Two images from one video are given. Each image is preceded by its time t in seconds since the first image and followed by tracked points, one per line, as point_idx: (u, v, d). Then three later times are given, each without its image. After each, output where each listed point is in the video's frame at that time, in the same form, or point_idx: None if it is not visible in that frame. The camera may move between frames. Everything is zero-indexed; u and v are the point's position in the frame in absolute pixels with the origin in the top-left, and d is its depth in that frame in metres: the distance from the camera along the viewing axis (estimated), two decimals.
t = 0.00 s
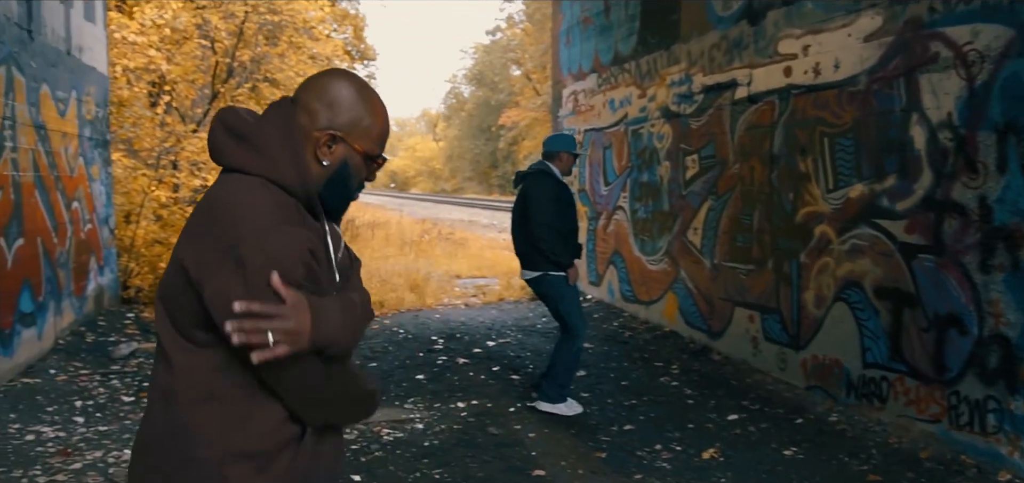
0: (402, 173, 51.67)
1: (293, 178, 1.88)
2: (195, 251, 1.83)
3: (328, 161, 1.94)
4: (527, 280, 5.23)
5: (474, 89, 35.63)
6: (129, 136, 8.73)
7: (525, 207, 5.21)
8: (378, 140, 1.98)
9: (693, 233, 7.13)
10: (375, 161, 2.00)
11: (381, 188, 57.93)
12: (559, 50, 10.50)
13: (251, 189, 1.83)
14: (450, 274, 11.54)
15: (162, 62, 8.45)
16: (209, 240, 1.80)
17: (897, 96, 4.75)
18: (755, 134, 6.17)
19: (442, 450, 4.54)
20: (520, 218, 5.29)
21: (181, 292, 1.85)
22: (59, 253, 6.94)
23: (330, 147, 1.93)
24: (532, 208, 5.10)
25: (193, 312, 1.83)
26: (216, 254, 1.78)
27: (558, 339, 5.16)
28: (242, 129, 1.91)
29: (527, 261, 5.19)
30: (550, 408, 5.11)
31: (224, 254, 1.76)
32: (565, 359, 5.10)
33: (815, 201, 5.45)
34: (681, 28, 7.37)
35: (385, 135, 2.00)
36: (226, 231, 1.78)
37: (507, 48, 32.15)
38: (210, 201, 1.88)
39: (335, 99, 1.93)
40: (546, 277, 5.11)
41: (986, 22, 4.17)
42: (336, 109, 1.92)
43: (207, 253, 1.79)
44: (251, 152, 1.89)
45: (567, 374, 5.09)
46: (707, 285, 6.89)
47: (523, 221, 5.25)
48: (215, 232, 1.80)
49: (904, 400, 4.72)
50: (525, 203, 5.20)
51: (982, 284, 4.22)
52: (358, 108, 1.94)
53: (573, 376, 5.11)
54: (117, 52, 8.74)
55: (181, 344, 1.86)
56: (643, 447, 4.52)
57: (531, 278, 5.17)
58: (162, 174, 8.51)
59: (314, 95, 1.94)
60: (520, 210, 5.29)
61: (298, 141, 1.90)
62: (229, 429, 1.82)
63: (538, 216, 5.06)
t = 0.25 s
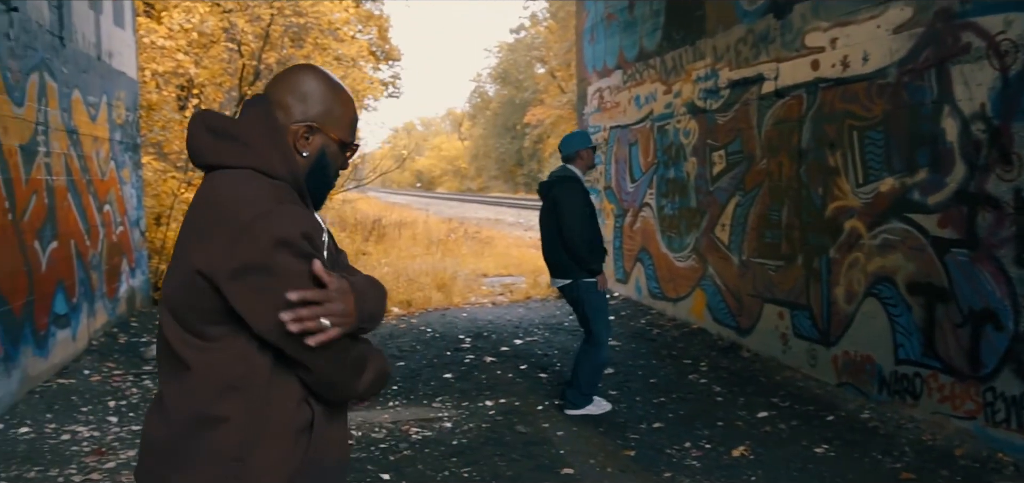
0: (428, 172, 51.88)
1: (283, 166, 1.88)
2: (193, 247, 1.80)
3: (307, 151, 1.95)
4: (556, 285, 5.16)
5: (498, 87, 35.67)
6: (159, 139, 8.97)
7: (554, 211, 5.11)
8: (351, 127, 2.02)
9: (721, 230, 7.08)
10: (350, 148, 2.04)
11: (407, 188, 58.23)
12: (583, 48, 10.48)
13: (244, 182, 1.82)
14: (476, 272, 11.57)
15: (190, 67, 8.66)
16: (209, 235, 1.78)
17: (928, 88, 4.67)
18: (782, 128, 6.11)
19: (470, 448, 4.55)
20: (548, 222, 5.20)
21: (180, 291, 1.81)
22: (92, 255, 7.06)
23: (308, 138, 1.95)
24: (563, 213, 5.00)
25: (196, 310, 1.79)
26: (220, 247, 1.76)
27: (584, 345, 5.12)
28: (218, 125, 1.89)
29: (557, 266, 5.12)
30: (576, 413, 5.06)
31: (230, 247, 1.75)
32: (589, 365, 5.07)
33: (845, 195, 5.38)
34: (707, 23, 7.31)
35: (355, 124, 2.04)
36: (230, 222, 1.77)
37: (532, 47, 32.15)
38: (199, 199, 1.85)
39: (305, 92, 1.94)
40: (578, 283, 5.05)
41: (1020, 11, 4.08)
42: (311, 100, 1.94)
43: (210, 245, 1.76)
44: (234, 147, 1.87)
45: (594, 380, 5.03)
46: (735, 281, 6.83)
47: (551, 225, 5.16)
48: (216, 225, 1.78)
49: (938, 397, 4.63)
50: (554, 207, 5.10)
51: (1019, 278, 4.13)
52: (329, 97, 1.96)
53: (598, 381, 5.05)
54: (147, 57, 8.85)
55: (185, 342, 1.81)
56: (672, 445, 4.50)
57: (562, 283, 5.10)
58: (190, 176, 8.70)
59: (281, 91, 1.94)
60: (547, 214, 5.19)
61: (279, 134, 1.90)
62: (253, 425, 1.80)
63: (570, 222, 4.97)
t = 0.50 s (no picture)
0: (455, 169, 52.00)
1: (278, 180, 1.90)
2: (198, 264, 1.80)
3: (297, 161, 1.97)
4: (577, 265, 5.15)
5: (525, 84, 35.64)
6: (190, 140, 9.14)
7: (582, 188, 5.11)
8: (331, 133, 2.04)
9: (749, 225, 7.01)
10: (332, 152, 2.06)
11: (435, 186, 58.45)
12: (609, 43, 10.43)
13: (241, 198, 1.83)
14: (504, 269, 11.59)
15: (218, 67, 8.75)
16: (215, 251, 1.79)
17: (961, 79, 4.59)
18: (812, 122, 6.03)
19: (498, 445, 4.56)
20: (574, 200, 5.20)
21: (188, 308, 1.82)
22: (125, 255, 7.19)
23: (297, 147, 1.96)
24: (592, 189, 4.99)
25: (207, 325, 1.81)
26: (229, 265, 1.77)
27: (599, 327, 5.13)
28: (207, 146, 1.90)
29: (580, 245, 5.11)
30: (604, 403, 5.13)
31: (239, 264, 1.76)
32: (609, 350, 5.11)
33: (876, 189, 5.30)
34: (734, 16, 7.24)
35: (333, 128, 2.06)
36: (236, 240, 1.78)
37: (558, 43, 32.11)
38: (197, 216, 1.85)
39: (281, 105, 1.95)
40: (600, 263, 5.04)
41: None
42: (289, 110, 1.95)
43: (218, 265, 1.78)
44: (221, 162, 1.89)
45: (618, 367, 5.11)
46: (764, 277, 6.76)
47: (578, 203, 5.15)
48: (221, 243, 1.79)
49: (973, 394, 4.55)
50: (582, 184, 5.10)
51: None
52: (312, 107, 1.99)
53: (622, 368, 5.12)
54: (177, 58, 9.08)
55: (195, 361, 1.82)
56: (701, 442, 4.47)
57: (583, 262, 5.09)
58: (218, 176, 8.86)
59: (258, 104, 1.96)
60: (575, 193, 5.19)
61: (265, 146, 1.92)
62: (273, 434, 1.83)
63: (598, 198, 4.97)
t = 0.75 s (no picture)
0: (488, 169, 52.10)
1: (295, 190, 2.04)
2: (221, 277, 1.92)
3: (299, 176, 2.15)
4: (602, 262, 5.11)
5: (557, 84, 35.59)
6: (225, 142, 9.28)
7: (611, 183, 5.09)
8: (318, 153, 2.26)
9: (783, 224, 6.92)
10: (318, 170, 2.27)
11: (468, 186, 58.62)
12: (641, 42, 10.38)
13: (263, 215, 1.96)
14: (536, 269, 11.59)
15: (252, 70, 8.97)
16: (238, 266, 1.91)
17: (1001, 74, 4.48)
18: (847, 119, 5.94)
19: (531, 445, 4.56)
20: (601, 196, 5.17)
21: (217, 315, 1.93)
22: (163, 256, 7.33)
23: (299, 164, 2.15)
24: (625, 184, 4.97)
25: (235, 333, 1.92)
26: (254, 278, 1.89)
27: (624, 324, 5.11)
28: (230, 161, 1.99)
29: (607, 241, 5.08)
30: (624, 401, 5.13)
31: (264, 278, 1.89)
32: (630, 348, 5.10)
33: (913, 187, 5.20)
34: (768, 13, 7.16)
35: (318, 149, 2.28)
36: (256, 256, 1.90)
37: (591, 42, 32.02)
38: (216, 231, 1.95)
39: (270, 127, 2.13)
40: (629, 260, 5.02)
41: None
42: (290, 132, 2.13)
43: (248, 279, 1.90)
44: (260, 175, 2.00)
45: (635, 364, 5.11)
46: (799, 276, 6.67)
47: (606, 198, 5.12)
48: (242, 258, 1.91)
49: (1015, 396, 4.44)
50: (612, 180, 5.07)
51: None
52: (308, 127, 2.19)
53: (639, 366, 5.12)
54: (213, 62, 9.25)
55: (214, 371, 1.93)
56: (735, 443, 4.43)
57: (610, 259, 5.06)
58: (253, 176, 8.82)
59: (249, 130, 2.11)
60: (603, 189, 5.16)
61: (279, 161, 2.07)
62: (285, 441, 1.95)
63: (632, 193, 4.95)
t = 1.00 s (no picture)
0: (528, 171, 52.11)
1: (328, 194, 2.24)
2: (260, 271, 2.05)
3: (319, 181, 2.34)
4: (642, 280, 4.99)
5: (598, 85, 35.47)
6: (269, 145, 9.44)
7: (646, 196, 5.02)
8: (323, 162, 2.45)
9: (827, 226, 6.81)
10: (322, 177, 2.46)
11: (509, 188, 58.72)
12: (682, 43, 10.30)
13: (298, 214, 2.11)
14: (576, 271, 11.56)
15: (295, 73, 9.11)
16: (278, 259, 2.05)
17: None
18: (892, 120, 5.82)
19: (569, 447, 4.56)
20: (634, 212, 5.10)
21: (267, 301, 2.04)
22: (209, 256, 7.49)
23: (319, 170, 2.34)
24: (660, 193, 4.92)
25: (286, 318, 2.04)
26: (310, 267, 2.06)
27: (658, 336, 5.02)
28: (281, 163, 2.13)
29: (645, 257, 4.97)
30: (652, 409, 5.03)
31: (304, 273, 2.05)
32: (661, 353, 5.01)
33: (961, 189, 5.08)
34: (811, 13, 7.04)
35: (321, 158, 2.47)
36: (294, 254, 2.06)
37: (632, 44, 31.87)
38: (261, 225, 2.08)
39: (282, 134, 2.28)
40: (668, 276, 4.93)
41: None
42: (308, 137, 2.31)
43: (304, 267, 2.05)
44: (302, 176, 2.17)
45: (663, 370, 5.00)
46: (842, 280, 6.56)
47: (640, 212, 5.04)
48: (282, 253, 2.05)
49: None
50: (647, 192, 5.01)
51: None
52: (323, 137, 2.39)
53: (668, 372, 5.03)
54: (257, 65, 9.33)
55: (262, 354, 2.03)
56: (776, 448, 4.37)
57: (652, 276, 4.94)
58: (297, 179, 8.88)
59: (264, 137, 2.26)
60: (636, 203, 5.09)
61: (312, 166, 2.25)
62: (324, 423, 2.08)
63: (669, 203, 4.89)
